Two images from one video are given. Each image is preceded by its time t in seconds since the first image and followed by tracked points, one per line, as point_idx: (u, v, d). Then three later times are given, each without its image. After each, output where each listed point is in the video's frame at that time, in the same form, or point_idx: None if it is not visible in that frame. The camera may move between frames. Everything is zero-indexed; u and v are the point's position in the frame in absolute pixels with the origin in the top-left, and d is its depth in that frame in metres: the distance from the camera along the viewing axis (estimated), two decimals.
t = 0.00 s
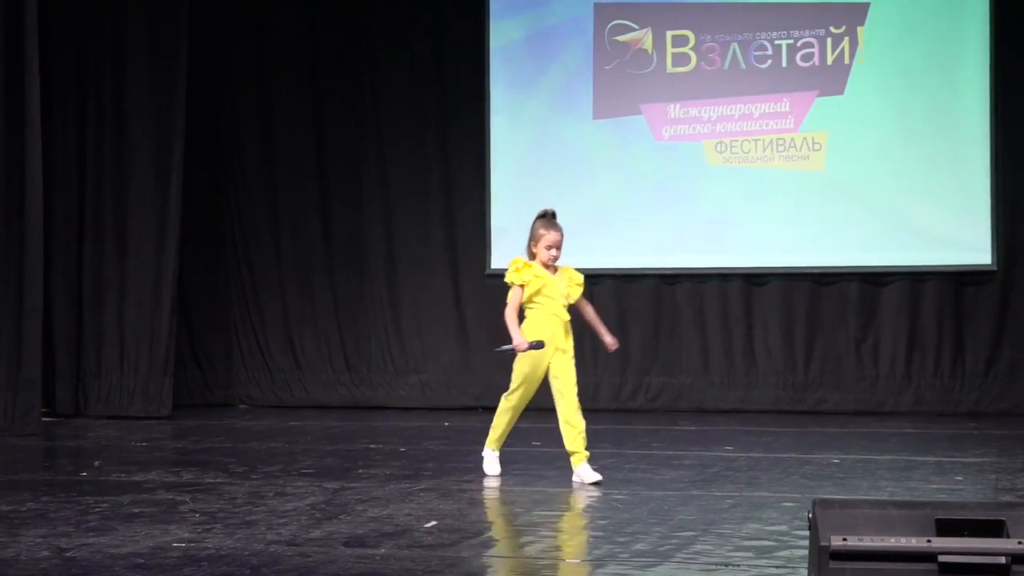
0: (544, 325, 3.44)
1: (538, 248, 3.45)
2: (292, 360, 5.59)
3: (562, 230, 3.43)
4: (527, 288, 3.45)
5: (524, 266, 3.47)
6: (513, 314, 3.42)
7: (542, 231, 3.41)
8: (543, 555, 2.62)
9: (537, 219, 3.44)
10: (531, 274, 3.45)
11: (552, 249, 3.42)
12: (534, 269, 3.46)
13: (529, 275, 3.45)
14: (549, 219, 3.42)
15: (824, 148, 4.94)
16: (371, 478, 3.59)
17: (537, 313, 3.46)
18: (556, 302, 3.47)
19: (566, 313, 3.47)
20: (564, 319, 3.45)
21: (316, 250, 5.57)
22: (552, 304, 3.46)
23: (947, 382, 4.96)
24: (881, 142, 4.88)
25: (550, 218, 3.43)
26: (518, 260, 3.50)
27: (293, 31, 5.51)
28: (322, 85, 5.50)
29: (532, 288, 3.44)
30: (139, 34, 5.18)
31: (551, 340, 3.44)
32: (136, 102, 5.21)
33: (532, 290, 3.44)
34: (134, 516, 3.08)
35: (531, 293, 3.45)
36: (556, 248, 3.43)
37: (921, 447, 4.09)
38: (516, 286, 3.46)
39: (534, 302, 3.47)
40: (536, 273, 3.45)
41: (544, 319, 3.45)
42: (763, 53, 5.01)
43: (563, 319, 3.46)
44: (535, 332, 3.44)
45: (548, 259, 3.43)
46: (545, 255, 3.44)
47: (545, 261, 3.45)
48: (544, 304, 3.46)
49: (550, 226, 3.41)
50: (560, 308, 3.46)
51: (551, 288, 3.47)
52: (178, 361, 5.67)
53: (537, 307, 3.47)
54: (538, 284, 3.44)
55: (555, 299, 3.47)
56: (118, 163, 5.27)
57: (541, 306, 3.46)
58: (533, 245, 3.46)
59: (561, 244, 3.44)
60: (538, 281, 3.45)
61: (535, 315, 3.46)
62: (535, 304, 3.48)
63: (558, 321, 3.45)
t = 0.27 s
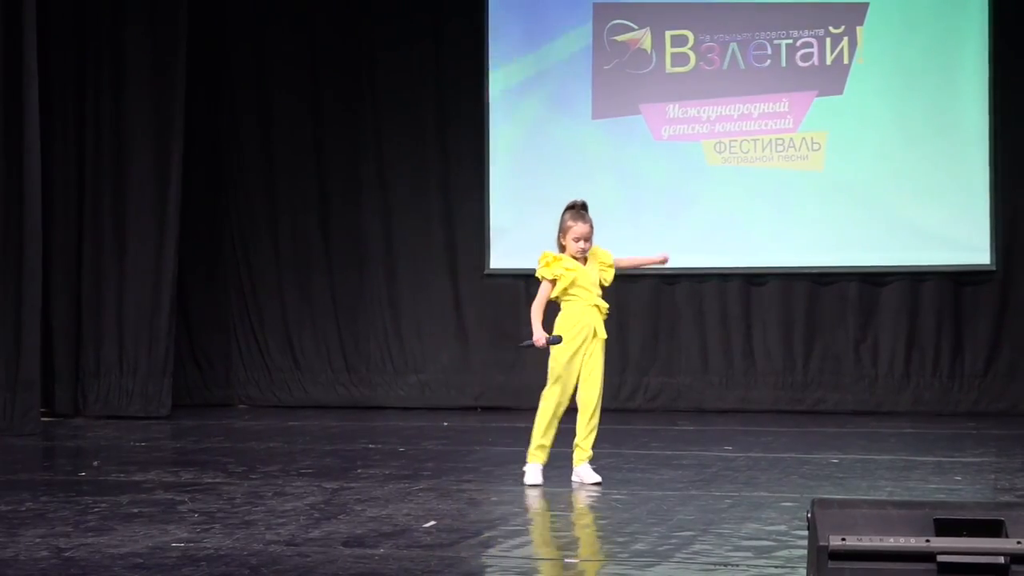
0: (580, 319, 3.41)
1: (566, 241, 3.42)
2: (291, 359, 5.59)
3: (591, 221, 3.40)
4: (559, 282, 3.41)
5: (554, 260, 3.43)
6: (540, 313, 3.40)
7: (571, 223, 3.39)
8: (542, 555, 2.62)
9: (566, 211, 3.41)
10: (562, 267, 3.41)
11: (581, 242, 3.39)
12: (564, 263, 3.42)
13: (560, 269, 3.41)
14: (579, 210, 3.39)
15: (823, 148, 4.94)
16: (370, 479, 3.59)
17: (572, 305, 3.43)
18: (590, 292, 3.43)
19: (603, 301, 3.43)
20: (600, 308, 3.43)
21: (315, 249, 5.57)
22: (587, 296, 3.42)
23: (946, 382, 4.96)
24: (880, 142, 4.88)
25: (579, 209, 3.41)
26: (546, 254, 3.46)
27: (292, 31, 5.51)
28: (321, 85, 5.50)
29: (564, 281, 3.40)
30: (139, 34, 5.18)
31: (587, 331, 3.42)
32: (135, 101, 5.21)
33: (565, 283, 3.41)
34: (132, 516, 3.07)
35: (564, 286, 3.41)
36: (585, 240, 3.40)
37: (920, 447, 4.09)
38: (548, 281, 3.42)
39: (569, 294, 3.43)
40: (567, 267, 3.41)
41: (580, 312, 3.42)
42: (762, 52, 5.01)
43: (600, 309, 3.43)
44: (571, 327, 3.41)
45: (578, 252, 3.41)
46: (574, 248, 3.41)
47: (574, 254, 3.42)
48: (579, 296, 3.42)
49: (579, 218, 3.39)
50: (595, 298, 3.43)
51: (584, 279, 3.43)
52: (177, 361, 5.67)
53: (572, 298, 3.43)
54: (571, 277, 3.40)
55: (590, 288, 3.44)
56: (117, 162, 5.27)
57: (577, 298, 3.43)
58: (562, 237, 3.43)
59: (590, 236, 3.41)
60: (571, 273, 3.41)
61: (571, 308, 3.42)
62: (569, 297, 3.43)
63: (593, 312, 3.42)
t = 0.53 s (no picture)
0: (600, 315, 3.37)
1: (583, 235, 3.36)
2: (287, 360, 5.58)
3: (609, 216, 3.33)
4: (576, 278, 3.35)
5: (568, 257, 3.37)
6: (552, 311, 3.37)
7: (589, 217, 3.32)
8: (538, 555, 2.62)
9: (584, 204, 3.34)
10: (578, 263, 3.36)
11: (598, 237, 3.33)
12: (580, 258, 3.37)
13: (576, 265, 3.35)
14: (597, 205, 3.32)
15: (819, 149, 4.94)
16: (366, 479, 3.59)
17: (589, 302, 3.38)
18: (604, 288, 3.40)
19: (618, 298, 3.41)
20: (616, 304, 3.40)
21: (311, 249, 5.57)
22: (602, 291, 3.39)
23: (942, 381, 4.96)
24: (876, 142, 4.88)
25: (596, 204, 3.33)
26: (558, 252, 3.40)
27: (288, 31, 5.50)
28: (317, 85, 5.50)
29: (581, 278, 3.35)
30: (135, 33, 5.18)
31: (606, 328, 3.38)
32: (131, 100, 5.20)
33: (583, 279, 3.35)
34: (128, 516, 3.07)
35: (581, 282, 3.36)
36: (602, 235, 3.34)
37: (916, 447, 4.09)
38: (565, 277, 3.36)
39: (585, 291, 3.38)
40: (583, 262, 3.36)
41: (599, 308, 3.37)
42: (757, 52, 5.01)
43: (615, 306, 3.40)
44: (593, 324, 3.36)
45: (594, 247, 3.34)
46: (590, 243, 3.35)
47: (590, 248, 3.36)
48: (596, 292, 3.38)
49: (598, 213, 3.32)
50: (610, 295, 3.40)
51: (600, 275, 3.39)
52: (172, 361, 5.67)
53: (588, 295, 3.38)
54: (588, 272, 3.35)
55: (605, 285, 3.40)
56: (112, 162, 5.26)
57: (594, 295, 3.38)
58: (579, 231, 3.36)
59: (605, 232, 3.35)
60: (587, 268, 3.36)
61: (588, 305, 3.38)
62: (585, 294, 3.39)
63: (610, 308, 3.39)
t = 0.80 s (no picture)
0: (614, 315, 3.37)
1: (602, 235, 3.34)
2: (286, 359, 5.58)
3: (628, 217, 3.32)
4: (593, 276, 3.34)
5: (586, 253, 3.36)
6: (574, 308, 3.37)
7: (609, 218, 3.31)
8: (537, 555, 2.62)
9: (604, 204, 3.33)
10: (596, 259, 3.35)
11: (618, 237, 3.32)
12: (598, 255, 3.36)
13: (594, 261, 3.34)
14: (616, 205, 3.32)
15: (817, 149, 4.94)
16: (364, 479, 3.59)
17: (603, 301, 3.37)
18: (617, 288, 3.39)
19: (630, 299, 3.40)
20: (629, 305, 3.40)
21: (310, 249, 5.57)
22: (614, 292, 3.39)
23: (940, 381, 4.96)
24: (875, 142, 4.88)
25: (617, 204, 3.33)
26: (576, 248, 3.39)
27: (287, 30, 5.50)
28: (316, 86, 5.50)
29: (598, 275, 3.34)
30: (134, 34, 5.17)
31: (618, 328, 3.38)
32: (130, 100, 5.20)
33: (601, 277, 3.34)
34: (127, 516, 3.07)
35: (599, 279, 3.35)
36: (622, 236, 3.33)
37: (914, 447, 4.09)
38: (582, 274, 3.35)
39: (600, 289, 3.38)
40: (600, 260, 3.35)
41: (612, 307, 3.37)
42: (756, 52, 5.01)
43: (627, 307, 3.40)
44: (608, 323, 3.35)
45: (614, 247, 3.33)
46: (610, 243, 3.33)
47: (610, 249, 3.35)
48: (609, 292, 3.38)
49: (618, 213, 3.31)
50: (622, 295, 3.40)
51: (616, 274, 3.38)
52: (171, 361, 5.67)
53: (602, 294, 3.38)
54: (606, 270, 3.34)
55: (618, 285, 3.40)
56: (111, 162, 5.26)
57: (608, 294, 3.38)
58: (597, 231, 3.35)
59: (626, 234, 3.34)
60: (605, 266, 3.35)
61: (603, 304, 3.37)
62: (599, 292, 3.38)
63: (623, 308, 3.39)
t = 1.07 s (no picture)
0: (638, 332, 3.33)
1: (632, 246, 3.33)
2: (281, 359, 5.58)
3: (657, 227, 3.31)
4: (618, 289, 3.31)
5: (614, 265, 3.33)
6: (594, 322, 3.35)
7: (639, 228, 3.29)
8: (532, 555, 2.62)
9: (632, 215, 3.31)
10: (623, 273, 3.32)
11: (648, 247, 3.31)
12: (625, 269, 3.33)
13: (620, 274, 3.31)
14: (644, 216, 3.30)
15: (812, 149, 4.94)
16: (359, 479, 3.58)
17: (627, 315, 3.34)
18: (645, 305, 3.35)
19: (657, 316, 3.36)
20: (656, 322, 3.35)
21: (305, 249, 5.56)
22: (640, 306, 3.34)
23: (935, 381, 4.97)
24: (870, 142, 4.89)
25: (646, 215, 3.31)
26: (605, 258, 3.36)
27: (282, 30, 5.50)
28: (311, 86, 5.50)
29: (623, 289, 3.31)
30: (129, 33, 5.17)
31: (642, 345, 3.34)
32: (125, 100, 5.20)
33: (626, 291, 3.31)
34: (121, 516, 3.07)
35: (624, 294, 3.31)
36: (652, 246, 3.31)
37: (909, 447, 4.09)
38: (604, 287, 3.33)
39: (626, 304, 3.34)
40: (627, 273, 3.32)
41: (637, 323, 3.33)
42: (751, 52, 5.01)
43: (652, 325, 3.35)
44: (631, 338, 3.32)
45: (644, 258, 3.32)
46: (640, 254, 3.32)
47: (640, 259, 3.33)
48: (636, 306, 3.34)
49: (647, 223, 3.29)
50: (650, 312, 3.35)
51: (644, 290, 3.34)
52: (166, 361, 5.66)
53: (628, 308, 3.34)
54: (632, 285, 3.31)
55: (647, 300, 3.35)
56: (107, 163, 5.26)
57: (634, 308, 3.34)
58: (626, 242, 3.33)
59: (656, 244, 3.33)
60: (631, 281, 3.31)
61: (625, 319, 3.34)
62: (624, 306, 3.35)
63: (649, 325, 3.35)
